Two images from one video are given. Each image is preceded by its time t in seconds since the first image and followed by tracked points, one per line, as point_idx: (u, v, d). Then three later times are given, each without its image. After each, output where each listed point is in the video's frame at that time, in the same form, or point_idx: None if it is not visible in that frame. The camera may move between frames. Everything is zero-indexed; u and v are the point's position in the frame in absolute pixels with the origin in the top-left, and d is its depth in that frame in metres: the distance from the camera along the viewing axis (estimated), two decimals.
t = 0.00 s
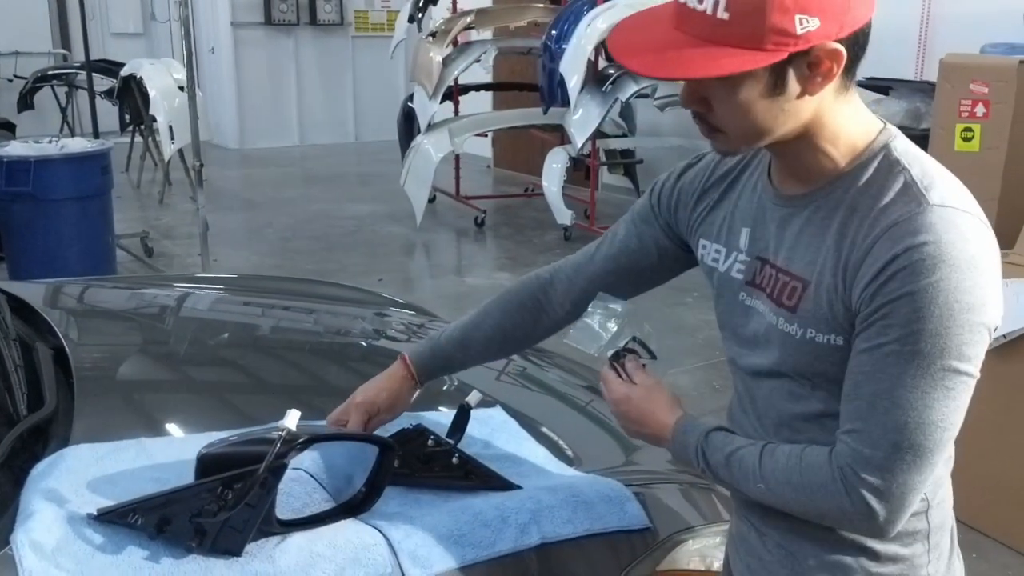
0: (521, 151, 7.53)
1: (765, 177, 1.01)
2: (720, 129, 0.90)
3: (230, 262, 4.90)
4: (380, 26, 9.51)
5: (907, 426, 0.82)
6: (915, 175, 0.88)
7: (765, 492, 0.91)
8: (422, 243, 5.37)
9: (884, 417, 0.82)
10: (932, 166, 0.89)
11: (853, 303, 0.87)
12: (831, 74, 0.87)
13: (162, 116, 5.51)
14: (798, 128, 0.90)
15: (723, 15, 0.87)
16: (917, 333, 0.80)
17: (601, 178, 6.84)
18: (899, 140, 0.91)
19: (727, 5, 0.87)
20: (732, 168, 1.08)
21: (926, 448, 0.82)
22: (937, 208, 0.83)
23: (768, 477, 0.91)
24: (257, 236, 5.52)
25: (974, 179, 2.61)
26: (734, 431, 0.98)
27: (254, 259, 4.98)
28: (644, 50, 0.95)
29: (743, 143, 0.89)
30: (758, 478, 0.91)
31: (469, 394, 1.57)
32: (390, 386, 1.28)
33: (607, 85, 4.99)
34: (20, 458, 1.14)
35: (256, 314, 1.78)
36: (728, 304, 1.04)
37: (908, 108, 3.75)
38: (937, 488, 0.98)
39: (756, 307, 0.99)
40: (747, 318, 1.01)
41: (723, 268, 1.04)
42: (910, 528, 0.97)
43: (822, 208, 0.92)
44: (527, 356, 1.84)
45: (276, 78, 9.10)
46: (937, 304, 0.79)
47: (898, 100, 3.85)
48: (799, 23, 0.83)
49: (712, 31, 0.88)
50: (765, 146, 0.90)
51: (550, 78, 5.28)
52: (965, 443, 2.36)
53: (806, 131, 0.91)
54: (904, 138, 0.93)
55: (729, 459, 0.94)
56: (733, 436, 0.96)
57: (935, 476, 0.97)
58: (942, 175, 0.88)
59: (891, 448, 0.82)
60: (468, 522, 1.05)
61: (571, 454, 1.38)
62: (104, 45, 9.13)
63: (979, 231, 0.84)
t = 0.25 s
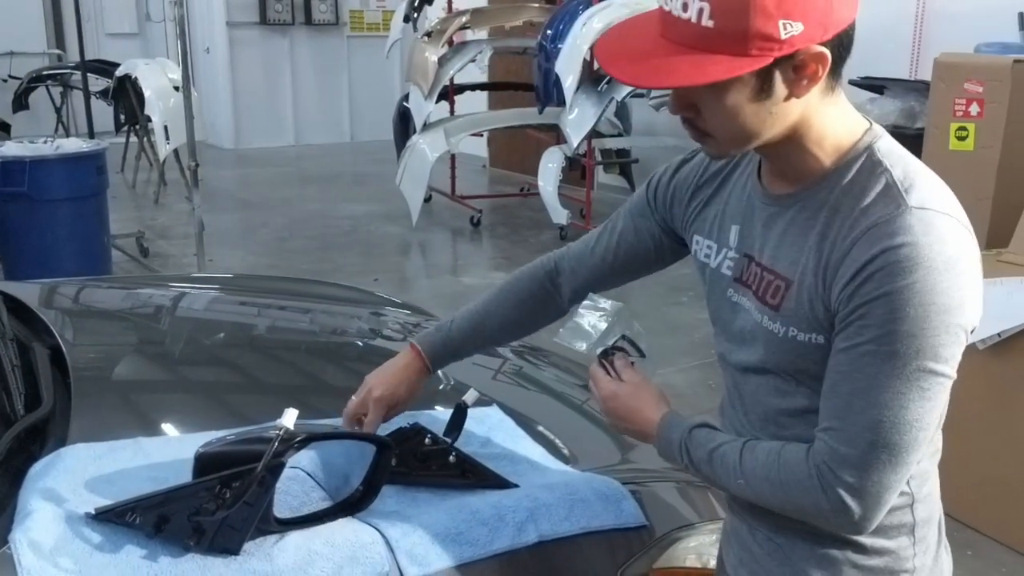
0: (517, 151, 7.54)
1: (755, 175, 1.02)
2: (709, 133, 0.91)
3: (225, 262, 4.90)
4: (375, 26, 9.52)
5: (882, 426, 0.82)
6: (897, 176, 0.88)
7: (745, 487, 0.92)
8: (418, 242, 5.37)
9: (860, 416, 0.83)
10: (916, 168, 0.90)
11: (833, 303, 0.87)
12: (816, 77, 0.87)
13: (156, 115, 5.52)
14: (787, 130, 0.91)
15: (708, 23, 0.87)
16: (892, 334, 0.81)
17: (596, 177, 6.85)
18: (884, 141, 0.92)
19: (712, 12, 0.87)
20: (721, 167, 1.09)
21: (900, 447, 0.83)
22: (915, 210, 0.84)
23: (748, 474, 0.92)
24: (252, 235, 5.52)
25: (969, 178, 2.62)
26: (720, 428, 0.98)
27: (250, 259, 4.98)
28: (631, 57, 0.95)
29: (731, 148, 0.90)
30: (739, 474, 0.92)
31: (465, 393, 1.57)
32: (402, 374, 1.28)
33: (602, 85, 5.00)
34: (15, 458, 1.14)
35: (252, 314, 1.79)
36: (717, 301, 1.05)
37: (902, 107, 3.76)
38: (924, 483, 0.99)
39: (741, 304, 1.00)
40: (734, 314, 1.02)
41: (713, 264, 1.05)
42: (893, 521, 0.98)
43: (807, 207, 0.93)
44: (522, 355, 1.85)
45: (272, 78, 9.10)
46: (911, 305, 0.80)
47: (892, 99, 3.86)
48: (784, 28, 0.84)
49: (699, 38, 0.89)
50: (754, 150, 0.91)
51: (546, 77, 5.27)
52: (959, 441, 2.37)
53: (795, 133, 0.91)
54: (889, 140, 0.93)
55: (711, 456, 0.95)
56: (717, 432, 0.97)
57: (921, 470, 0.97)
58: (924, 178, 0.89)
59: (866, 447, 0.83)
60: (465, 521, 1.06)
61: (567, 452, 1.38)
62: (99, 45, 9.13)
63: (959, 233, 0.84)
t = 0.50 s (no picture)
0: (513, 150, 7.54)
1: (755, 174, 1.02)
2: (706, 131, 0.91)
3: (222, 262, 4.90)
4: (372, 26, 9.52)
5: (857, 427, 0.83)
6: (886, 176, 0.88)
7: (725, 481, 0.93)
8: (415, 242, 5.38)
9: (834, 414, 0.84)
10: (907, 170, 0.89)
11: (814, 301, 0.88)
12: (810, 75, 0.88)
13: (151, 114, 5.52)
14: (782, 128, 0.91)
15: (701, 21, 0.88)
16: (867, 335, 0.81)
17: (593, 177, 6.86)
18: (878, 141, 0.92)
19: (705, 9, 0.88)
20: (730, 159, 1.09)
21: (873, 449, 0.83)
22: (896, 213, 0.84)
23: (727, 468, 0.93)
24: (249, 236, 5.52)
25: (964, 177, 2.63)
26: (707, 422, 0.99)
27: (247, 260, 4.99)
28: (626, 55, 0.96)
29: (727, 145, 0.91)
30: (719, 466, 0.93)
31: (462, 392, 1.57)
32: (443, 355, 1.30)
33: (599, 85, 5.01)
34: (13, 458, 1.14)
35: (249, 314, 1.79)
36: (715, 293, 1.06)
37: (898, 106, 3.77)
38: (913, 485, 0.99)
39: (732, 299, 1.01)
40: (727, 308, 1.02)
41: (713, 257, 1.06)
42: (880, 522, 0.98)
43: (798, 205, 0.93)
44: (519, 354, 1.85)
45: (268, 78, 9.10)
46: (885, 308, 0.81)
47: (888, 98, 3.87)
48: (776, 27, 0.84)
49: (692, 36, 0.89)
50: (749, 147, 0.91)
51: (542, 77, 5.28)
52: (954, 439, 2.39)
53: (790, 131, 0.91)
54: (886, 140, 0.93)
55: (694, 449, 0.96)
56: (705, 426, 0.98)
57: (910, 470, 0.97)
58: (914, 180, 0.88)
59: (839, 447, 0.83)
60: (462, 519, 1.06)
61: (564, 451, 1.38)
62: (95, 46, 9.12)
63: (942, 237, 0.84)
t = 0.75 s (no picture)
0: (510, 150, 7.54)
1: (754, 171, 1.02)
2: (704, 129, 0.92)
3: (219, 262, 4.90)
4: (368, 26, 9.51)
5: (849, 427, 0.83)
6: (881, 176, 0.88)
7: (719, 478, 0.94)
8: (412, 242, 5.38)
9: (826, 414, 0.84)
10: (903, 171, 0.90)
11: (806, 300, 0.89)
12: (806, 72, 0.88)
13: (148, 114, 5.52)
14: (780, 126, 0.91)
15: (695, 18, 0.88)
16: (859, 334, 0.82)
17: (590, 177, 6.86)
18: (877, 142, 0.92)
19: (699, 7, 0.88)
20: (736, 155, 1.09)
21: (865, 449, 0.83)
22: (890, 212, 0.84)
23: (722, 465, 0.93)
24: (246, 235, 5.52)
25: (960, 177, 2.63)
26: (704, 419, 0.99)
27: (244, 260, 4.98)
28: (622, 54, 0.97)
29: (725, 143, 0.91)
30: (714, 464, 0.94)
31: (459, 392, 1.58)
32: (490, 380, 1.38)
33: (595, 85, 5.01)
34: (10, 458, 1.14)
35: (246, 314, 1.79)
36: (713, 290, 1.06)
37: (894, 105, 3.77)
38: (906, 485, 0.99)
39: (728, 296, 1.02)
40: (723, 305, 1.03)
41: (711, 254, 1.07)
42: (872, 520, 0.98)
43: (793, 202, 0.94)
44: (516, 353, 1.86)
45: (265, 78, 9.09)
46: (877, 308, 0.81)
47: (884, 98, 3.87)
48: (771, 24, 0.84)
49: (687, 33, 0.90)
50: (748, 144, 0.92)
51: (538, 76, 5.27)
52: (951, 437, 2.39)
53: (787, 129, 0.92)
54: (885, 141, 0.93)
55: (690, 445, 0.96)
56: (702, 421, 0.98)
57: (902, 470, 0.97)
58: (909, 180, 0.88)
59: (831, 446, 0.84)
60: (461, 517, 1.06)
61: (562, 450, 1.38)
62: (91, 46, 9.10)
63: (936, 237, 0.84)
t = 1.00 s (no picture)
0: (507, 149, 7.55)
1: (753, 170, 1.02)
2: (698, 127, 0.92)
3: (216, 262, 4.90)
4: (365, 26, 9.50)
5: (849, 426, 0.83)
6: (869, 171, 0.88)
7: (728, 488, 0.93)
8: (409, 242, 5.38)
9: (825, 415, 0.84)
10: (892, 164, 0.90)
11: (796, 299, 0.89)
12: (796, 68, 0.88)
13: (144, 114, 5.52)
14: (773, 123, 0.91)
15: (682, 17, 0.89)
16: (848, 330, 0.82)
17: (587, 176, 6.87)
18: (868, 136, 0.92)
19: (686, 7, 0.88)
20: (740, 155, 1.09)
21: (868, 448, 0.83)
22: (874, 206, 0.85)
23: (730, 476, 0.93)
24: (243, 235, 5.52)
25: (957, 177, 2.64)
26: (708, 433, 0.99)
27: (241, 259, 4.98)
28: (613, 56, 0.97)
29: (719, 140, 0.91)
30: (721, 474, 0.94)
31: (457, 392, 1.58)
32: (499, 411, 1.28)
33: (592, 84, 5.01)
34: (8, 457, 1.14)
35: (243, 314, 1.79)
36: (712, 288, 1.07)
37: (891, 104, 3.78)
38: (900, 484, 0.99)
39: (725, 293, 1.02)
40: (720, 303, 1.03)
41: (710, 253, 1.07)
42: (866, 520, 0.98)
43: (786, 198, 0.94)
44: (514, 352, 1.86)
45: (261, 78, 9.09)
46: (860, 303, 0.81)
47: (881, 97, 3.88)
48: (758, 20, 0.85)
49: (675, 32, 0.90)
50: (742, 142, 0.92)
51: (535, 76, 5.27)
52: (948, 435, 2.39)
53: (779, 125, 0.92)
54: (877, 135, 0.93)
55: (697, 458, 0.96)
56: (707, 435, 0.98)
57: (896, 469, 0.97)
58: (898, 174, 0.89)
59: (834, 447, 0.84)
60: (459, 516, 1.06)
61: (561, 449, 1.38)
62: (88, 46, 9.10)
63: (921, 229, 0.84)
